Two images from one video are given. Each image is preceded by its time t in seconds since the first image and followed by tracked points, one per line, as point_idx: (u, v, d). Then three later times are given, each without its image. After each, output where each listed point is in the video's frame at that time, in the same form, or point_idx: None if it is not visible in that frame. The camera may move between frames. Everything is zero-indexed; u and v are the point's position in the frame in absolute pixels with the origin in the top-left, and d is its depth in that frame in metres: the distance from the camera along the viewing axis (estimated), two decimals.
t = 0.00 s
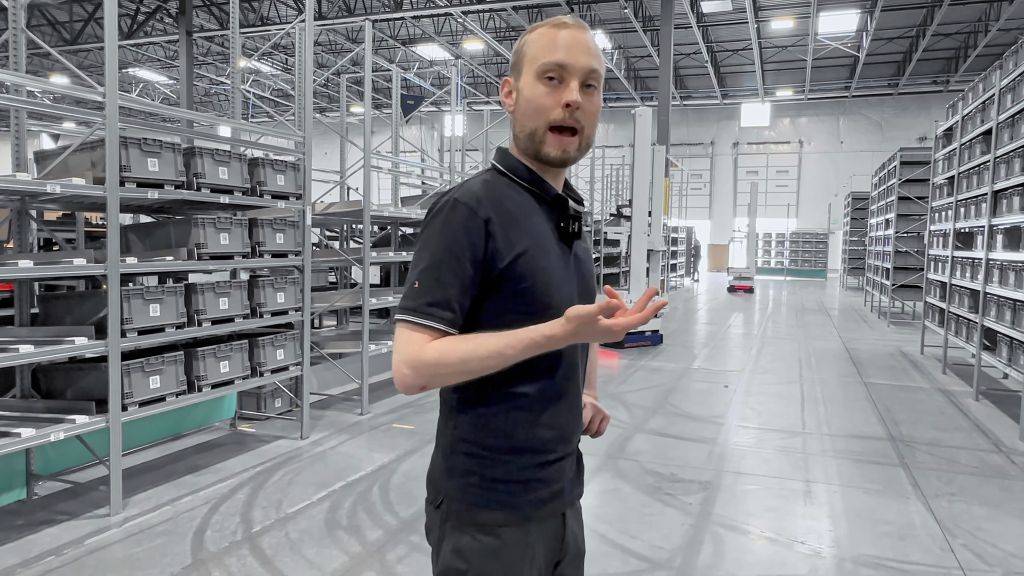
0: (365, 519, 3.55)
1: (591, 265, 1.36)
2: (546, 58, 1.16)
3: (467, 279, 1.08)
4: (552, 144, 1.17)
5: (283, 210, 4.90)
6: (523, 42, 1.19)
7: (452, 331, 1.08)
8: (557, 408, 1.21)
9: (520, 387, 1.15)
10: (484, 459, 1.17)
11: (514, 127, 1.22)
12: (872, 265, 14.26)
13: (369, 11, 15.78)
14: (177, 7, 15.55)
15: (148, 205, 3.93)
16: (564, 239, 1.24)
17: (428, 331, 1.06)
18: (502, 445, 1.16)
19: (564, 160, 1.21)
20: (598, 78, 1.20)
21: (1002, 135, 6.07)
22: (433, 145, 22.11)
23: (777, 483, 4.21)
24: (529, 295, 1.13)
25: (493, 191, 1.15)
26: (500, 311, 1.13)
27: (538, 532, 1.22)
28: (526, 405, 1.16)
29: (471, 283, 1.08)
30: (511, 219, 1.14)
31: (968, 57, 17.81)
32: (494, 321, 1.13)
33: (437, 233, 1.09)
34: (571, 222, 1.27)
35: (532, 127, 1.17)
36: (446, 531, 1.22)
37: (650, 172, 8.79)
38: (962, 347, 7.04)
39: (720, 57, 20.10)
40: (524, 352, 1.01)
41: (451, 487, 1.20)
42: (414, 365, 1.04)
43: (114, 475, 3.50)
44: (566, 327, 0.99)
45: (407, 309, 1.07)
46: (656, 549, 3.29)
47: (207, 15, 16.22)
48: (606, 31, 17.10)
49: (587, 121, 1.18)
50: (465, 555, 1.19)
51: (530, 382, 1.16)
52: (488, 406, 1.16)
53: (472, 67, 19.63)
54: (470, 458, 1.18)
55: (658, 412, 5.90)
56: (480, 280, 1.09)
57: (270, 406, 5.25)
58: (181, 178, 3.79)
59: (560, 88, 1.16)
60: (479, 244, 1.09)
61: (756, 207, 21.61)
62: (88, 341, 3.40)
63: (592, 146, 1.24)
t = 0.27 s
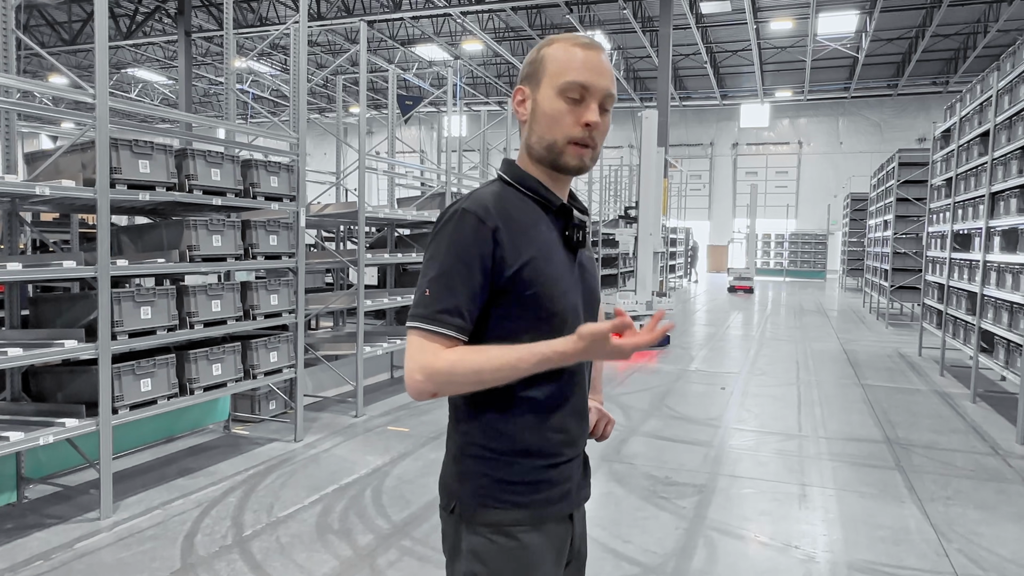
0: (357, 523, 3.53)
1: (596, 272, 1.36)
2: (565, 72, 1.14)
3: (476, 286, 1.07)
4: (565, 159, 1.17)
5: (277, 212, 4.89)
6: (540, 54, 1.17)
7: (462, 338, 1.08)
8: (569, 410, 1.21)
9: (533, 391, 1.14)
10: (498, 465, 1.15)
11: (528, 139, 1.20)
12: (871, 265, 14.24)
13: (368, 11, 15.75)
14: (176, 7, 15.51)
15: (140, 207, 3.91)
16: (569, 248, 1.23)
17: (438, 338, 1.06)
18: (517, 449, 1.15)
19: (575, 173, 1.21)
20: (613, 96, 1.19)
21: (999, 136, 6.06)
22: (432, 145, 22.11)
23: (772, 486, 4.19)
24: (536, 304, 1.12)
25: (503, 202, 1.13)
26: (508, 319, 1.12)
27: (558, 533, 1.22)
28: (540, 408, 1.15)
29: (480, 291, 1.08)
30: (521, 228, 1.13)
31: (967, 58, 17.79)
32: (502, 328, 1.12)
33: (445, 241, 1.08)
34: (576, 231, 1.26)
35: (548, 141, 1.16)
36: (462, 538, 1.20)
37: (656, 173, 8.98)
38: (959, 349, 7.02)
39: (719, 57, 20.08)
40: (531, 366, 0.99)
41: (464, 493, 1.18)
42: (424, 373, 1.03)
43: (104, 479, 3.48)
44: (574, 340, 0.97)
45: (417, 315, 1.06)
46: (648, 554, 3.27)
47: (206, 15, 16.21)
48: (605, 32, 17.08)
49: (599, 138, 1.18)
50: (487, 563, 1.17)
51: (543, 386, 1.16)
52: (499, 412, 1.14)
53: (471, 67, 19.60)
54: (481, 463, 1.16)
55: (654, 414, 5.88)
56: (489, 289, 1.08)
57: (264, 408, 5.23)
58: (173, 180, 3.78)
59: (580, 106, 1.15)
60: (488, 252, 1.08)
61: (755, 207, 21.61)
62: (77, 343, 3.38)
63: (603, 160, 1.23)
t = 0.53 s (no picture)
0: (350, 527, 3.52)
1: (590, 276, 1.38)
2: (583, 89, 1.13)
3: (496, 296, 1.06)
4: (579, 173, 1.18)
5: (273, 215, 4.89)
6: (552, 68, 1.15)
7: (481, 347, 1.06)
8: (580, 414, 1.23)
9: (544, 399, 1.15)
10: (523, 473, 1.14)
11: (540, 149, 1.18)
12: (871, 268, 14.22)
13: (368, 12, 15.74)
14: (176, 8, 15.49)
15: (134, 210, 3.91)
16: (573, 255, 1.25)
17: (458, 348, 1.04)
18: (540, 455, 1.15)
19: (584, 184, 1.22)
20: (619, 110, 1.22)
21: (997, 139, 6.04)
22: (432, 147, 22.12)
23: (767, 490, 4.17)
24: (549, 311, 1.12)
25: (517, 213, 1.12)
26: (522, 326, 1.12)
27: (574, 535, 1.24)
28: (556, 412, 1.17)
29: (498, 302, 1.07)
30: (534, 240, 1.12)
31: (967, 60, 17.76)
32: (516, 336, 1.12)
33: (463, 252, 1.06)
34: (577, 238, 1.28)
35: (564, 155, 1.16)
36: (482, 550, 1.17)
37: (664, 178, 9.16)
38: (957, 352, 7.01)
39: (719, 59, 20.06)
40: (555, 373, 1.01)
41: (484, 502, 1.16)
42: (447, 382, 1.01)
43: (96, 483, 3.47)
44: (593, 356, 1.02)
45: (436, 325, 1.04)
46: (642, 559, 3.26)
47: (206, 17, 16.20)
48: (605, 34, 17.06)
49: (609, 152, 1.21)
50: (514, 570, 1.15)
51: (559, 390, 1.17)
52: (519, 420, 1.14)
53: (471, 69, 19.59)
54: (499, 471, 1.15)
55: (651, 417, 5.87)
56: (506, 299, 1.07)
57: (260, 411, 5.22)
58: (167, 182, 3.77)
59: (596, 121, 1.16)
60: (507, 262, 1.07)
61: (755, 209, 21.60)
62: (70, 347, 3.37)
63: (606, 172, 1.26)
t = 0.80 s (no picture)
0: (344, 532, 3.52)
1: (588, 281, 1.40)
2: (592, 102, 1.14)
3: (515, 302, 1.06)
4: (589, 186, 1.19)
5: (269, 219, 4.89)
6: (560, 81, 1.15)
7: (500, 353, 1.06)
8: (577, 422, 1.23)
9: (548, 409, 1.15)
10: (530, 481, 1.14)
11: (550, 161, 1.18)
12: (871, 271, 14.20)
13: (368, 16, 15.75)
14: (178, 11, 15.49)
15: (130, 215, 3.92)
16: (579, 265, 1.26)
17: (480, 352, 1.03)
18: (546, 464, 1.15)
19: (592, 195, 1.23)
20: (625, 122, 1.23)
21: (995, 143, 6.03)
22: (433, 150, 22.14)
23: (762, 496, 4.16)
24: (562, 318, 1.14)
25: (531, 221, 1.12)
26: (536, 332, 1.12)
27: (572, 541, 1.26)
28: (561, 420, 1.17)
29: (517, 308, 1.06)
30: (550, 248, 1.13)
31: (968, 63, 17.73)
32: (530, 342, 1.12)
33: (484, 258, 1.05)
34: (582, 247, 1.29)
35: (575, 167, 1.17)
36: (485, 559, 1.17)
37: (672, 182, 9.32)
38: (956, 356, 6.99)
39: (720, 62, 20.04)
40: (573, 380, 1.03)
41: (489, 514, 1.15)
42: (471, 388, 1.01)
43: (91, 488, 3.47)
44: (605, 365, 1.05)
45: (456, 331, 1.02)
46: (636, 564, 3.25)
47: (208, 20, 16.21)
48: (605, 37, 17.05)
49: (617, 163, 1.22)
50: None
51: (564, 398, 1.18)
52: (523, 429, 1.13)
53: (471, 72, 19.61)
54: (499, 481, 1.14)
55: (648, 421, 5.86)
56: (525, 306, 1.07)
57: (256, 415, 5.22)
58: (162, 188, 3.78)
59: (606, 133, 1.16)
60: (526, 269, 1.07)
61: (756, 213, 21.57)
62: (64, 352, 3.37)
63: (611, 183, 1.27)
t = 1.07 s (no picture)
0: (340, 536, 3.53)
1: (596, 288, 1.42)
2: (607, 113, 1.16)
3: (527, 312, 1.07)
4: (602, 195, 1.20)
5: (266, 223, 4.90)
6: (574, 92, 1.17)
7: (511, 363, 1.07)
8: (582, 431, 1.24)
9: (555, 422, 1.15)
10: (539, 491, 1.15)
11: (563, 170, 1.20)
12: (871, 274, 14.20)
13: (369, 20, 15.77)
14: (179, 15, 15.48)
15: (127, 219, 3.94)
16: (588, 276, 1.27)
17: (491, 362, 1.04)
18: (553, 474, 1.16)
19: (604, 205, 1.25)
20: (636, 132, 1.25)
21: (992, 147, 6.04)
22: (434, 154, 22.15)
23: (757, 499, 4.16)
24: (572, 327, 1.15)
25: (544, 231, 1.13)
26: (546, 341, 1.13)
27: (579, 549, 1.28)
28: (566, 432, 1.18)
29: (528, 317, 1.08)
30: (561, 257, 1.14)
31: (968, 66, 17.74)
32: (540, 352, 1.13)
33: (498, 267, 1.06)
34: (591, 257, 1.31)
35: (588, 177, 1.18)
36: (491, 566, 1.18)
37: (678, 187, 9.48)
38: (954, 359, 6.98)
39: (720, 66, 20.05)
40: (582, 391, 1.04)
41: (495, 523, 1.15)
42: (483, 399, 1.02)
43: (87, 491, 3.48)
44: (614, 379, 1.06)
45: (468, 341, 1.03)
46: (630, 568, 3.25)
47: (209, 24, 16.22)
48: (606, 41, 17.08)
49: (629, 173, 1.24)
50: None
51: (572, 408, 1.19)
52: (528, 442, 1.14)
53: (472, 76, 19.63)
54: (507, 490, 1.14)
55: (646, 425, 5.85)
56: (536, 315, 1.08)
57: (254, 418, 5.23)
58: (159, 192, 3.80)
59: (619, 143, 1.18)
60: (539, 279, 1.09)
61: (756, 216, 21.56)
62: (60, 355, 3.38)
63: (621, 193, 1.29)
